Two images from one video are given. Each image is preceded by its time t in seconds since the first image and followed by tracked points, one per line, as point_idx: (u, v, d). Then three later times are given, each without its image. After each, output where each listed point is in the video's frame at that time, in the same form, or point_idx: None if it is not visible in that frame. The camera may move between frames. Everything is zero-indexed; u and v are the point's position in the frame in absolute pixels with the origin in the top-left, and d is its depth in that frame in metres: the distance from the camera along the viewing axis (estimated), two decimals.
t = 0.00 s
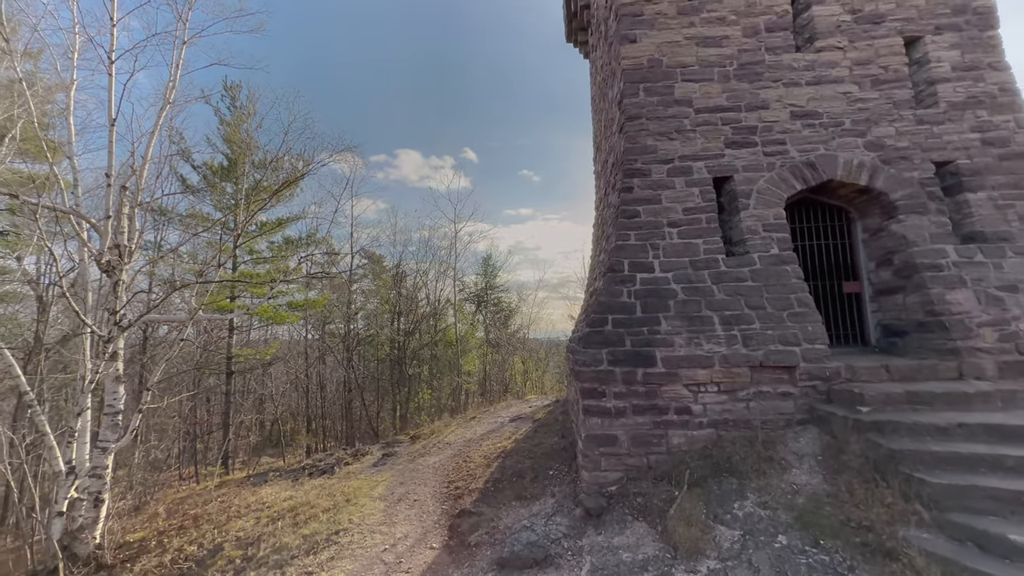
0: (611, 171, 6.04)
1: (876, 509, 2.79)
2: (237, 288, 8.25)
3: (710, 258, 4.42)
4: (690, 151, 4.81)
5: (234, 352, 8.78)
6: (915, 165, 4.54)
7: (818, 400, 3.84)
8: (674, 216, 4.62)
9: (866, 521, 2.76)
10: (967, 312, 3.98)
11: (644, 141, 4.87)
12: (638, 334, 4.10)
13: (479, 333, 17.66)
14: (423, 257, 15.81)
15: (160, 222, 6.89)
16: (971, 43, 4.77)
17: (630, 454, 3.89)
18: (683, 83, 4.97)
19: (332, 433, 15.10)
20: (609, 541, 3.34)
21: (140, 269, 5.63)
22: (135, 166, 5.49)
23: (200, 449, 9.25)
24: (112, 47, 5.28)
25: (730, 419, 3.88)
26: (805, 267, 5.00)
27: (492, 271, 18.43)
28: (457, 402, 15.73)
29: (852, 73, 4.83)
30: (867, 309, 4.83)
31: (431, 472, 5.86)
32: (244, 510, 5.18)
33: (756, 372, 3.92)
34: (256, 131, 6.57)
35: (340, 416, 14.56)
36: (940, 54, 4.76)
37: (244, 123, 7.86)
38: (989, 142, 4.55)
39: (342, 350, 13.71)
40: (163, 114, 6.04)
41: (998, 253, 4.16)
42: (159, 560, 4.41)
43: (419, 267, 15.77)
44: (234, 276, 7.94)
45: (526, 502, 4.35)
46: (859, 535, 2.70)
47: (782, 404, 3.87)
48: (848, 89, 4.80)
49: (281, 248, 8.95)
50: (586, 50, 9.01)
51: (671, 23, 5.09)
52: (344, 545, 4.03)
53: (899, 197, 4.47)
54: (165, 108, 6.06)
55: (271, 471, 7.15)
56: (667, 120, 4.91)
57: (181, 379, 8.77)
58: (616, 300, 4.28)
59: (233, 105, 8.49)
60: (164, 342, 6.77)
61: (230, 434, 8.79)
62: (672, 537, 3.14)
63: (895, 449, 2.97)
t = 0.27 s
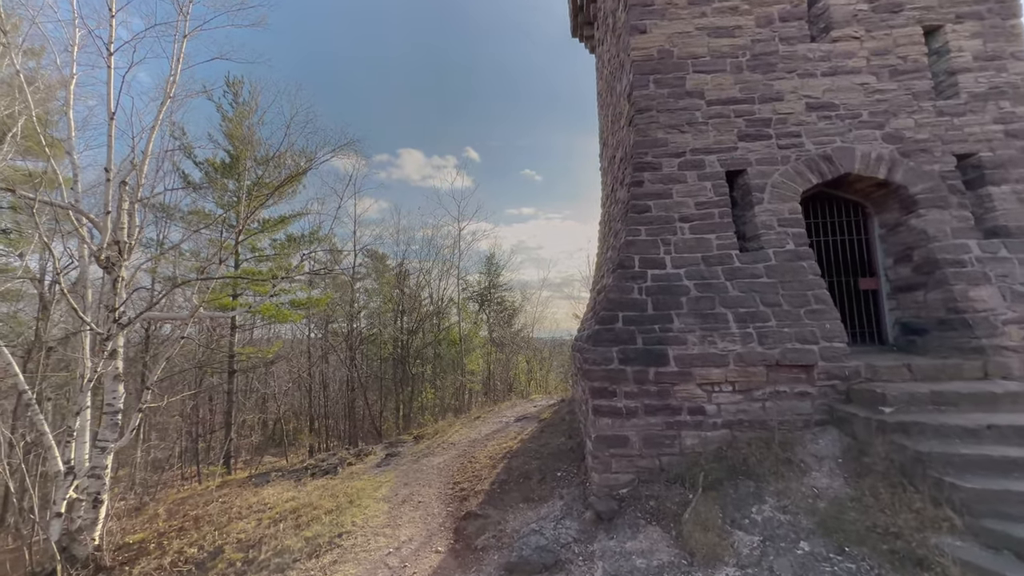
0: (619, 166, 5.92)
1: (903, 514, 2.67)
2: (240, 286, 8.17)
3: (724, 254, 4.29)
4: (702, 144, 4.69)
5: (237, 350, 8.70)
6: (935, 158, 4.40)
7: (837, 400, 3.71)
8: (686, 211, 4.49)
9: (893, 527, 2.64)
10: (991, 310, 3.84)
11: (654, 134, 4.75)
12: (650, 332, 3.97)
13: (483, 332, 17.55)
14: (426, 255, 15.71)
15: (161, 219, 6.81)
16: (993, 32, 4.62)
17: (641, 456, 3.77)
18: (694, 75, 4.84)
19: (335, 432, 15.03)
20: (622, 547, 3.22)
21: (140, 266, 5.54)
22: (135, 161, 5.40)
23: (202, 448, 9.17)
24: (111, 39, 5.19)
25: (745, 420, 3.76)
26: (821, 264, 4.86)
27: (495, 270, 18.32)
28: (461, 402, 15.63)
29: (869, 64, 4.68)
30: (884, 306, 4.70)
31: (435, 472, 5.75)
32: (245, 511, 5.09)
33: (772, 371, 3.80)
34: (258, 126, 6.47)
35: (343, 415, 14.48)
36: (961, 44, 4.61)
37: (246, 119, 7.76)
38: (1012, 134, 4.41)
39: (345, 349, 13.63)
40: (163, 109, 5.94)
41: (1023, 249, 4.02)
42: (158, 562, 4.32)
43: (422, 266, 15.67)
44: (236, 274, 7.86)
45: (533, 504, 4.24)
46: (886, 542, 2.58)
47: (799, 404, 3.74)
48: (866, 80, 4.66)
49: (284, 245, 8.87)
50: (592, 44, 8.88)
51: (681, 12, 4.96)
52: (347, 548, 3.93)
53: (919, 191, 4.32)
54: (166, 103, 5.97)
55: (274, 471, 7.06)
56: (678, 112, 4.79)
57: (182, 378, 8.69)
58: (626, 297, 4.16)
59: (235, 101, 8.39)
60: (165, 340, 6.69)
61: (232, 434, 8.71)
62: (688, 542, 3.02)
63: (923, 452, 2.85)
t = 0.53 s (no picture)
0: (620, 161, 5.81)
1: (919, 516, 2.57)
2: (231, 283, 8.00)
3: (729, 249, 4.19)
4: (705, 137, 4.58)
5: (229, 349, 8.53)
6: (943, 152, 4.32)
7: (845, 398, 3.61)
8: (690, 205, 4.39)
9: (910, 530, 2.54)
10: (1001, 306, 3.76)
11: (657, 127, 4.64)
12: (653, 329, 3.86)
13: (479, 330, 17.42)
14: (422, 253, 15.55)
15: (150, 214, 6.64)
16: (1001, 24, 4.55)
17: (645, 456, 3.66)
18: (697, 67, 4.74)
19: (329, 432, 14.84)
20: (626, 551, 3.10)
21: (127, 262, 5.38)
22: (122, 153, 5.23)
23: (193, 449, 8.99)
24: (96, 26, 5.01)
25: (751, 419, 3.66)
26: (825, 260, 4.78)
27: (492, 268, 18.18)
28: (457, 402, 15.49)
29: (875, 56, 4.60)
30: (890, 303, 4.62)
31: (432, 473, 5.62)
32: (236, 514, 4.93)
33: (779, 369, 3.70)
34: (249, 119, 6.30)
35: (338, 415, 14.31)
36: (968, 36, 4.54)
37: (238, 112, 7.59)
38: (1020, 128, 4.34)
39: (340, 348, 13.46)
40: (152, 100, 5.77)
41: None
42: (144, 567, 4.17)
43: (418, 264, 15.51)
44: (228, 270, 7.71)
45: (533, 506, 4.12)
46: (903, 546, 2.47)
47: (807, 403, 3.65)
48: (872, 73, 4.58)
49: (277, 242, 8.71)
50: (591, 39, 8.78)
51: (685, 3, 4.85)
52: (341, 553, 3.79)
53: (927, 185, 4.24)
54: (154, 94, 5.80)
55: (266, 473, 6.91)
56: (681, 105, 4.68)
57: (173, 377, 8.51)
58: (629, 293, 4.05)
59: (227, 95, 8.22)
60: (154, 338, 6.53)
61: (223, 435, 8.54)
62: (695, 546, 2.91)
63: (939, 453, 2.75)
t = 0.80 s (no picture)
0: (615, 159, 5.73)
1: (926, 522, 2.51)
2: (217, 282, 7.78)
3: (727, 249, 4.12)
4: (703, 135, 4.51)
5: (213, 350, 8.29)
6: (940, 152, 4.30)
7: (846, 400, 3.56)
8: (688, 203, 4.32)
9: (917, 536, 2.47)
10: (1000, 306, 3.74)
11: (655, 124, 4.56)
12: (652, 329, 3.78)
13: (471, 331, 17.27)
14: (413, 253, 15.36)
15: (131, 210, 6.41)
16: (996, 25, 4.54)
17: (643, 459, 3.58)
18: (695, 63, 4.67)
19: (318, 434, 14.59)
20: (625, 558, 3.01)
21: (104, 259, 5.16)
22: (99, 146, 5.01)
23: (176, 453, 8.74)
24: (72, 13, 4.79)
25: (751, 421, 3.59)
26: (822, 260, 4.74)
27: (484, 268, 18.05)
28: (448, 402, 15.33)
29: (873, 54, 4.57)
30: (887, 303, 4.60)
31: (423, 477, 5.48)
32: (219, 522, 4.75)
33: (779, 370, 3.63)
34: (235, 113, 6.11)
35: (327, 417, 14.08)
36: (964, 36, 4.53)
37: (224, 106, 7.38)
38: (1016, 128, 4.33)
39: (329, 349, 13.23)
40: (132, 91, 5.55)
41: None
42: None
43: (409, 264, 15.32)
44: (213, 269, 7.49)
45: (528, 512, 4.01)
46: (911, 552, 2.41)
47: (807, 405, 3.59)
48: (869, 72, 4.54)
49: (265, 240, 8.50)
50: (585, 37, 8.70)
51: None
52: (329, 563, 3.64)
53: (925, 185, 4.22)
54: (135, 85, 5.58)
55: (252, 477, 6.71)
56: (678, 101, 4.61)
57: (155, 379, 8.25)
58: (627, 292, 3.97)
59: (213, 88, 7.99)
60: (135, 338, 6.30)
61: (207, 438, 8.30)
62: (697, 553, 2.82)
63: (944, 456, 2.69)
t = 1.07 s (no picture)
0: (612, 155, 5.64)
1: (936, 525, 2.44)
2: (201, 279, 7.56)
3: (727, 246, 4.04)
4: (702, 130, 4.43)
5: (197, 349, 8.05)
6: (939, 149, 4.27)
7: (847, 399, 3.50)
8: (687, 199, 4.23)
9: (927, 540, 2.40)
10: (1000, 305, 3.71)
11: (653, 118, 4.47)
12: (651, 328, 3.68)
13: (462, 330, 17.10)
14: (403, 251, 15.16)
15: (110, 204, 6.17)
16: (994, 23, 4.53)
17: (642, 461, 3.48)
18: (694, 57, 4.59)
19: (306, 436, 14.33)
20: (625, 564, 2.91)
21: (79, 254, 4.93)
22: (75, 136, 4.78)
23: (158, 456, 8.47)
24: None
25: (752, 422, 3.51)
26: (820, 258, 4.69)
27: (476, 267, 17.90)
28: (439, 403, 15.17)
29: (872, 51, 4.53)
30: (885, 302, 4.56)
31: (414, 480, 5.33)
32: (200, 528, 4.56)
33: (781, 369, 3.55)
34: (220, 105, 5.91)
35: (315, 418, 13.82)
36: (962, 33, 4.50)
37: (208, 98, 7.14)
38: (1013, 126, 4.32)
39: (318, 348, 12.99)
40: (111, 79, 5.32)
41: None
42: None
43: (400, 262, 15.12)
44: (196, 266, 7.25)
45: (523, 515, 3.90)
46: (922, 557, 2.33)
47: (808, 405, 3.51)
48: (868, 68, 4.50)
49: (251, 237, 8.27)
50: (580, 33, 8.61)
51: None
52: (315, 571, 3.48)
53: (924, 182, 4.18)
54: (114, 73, 5.35)
55: (236, 480, 6.50)
56: (677, 96, 4.52)
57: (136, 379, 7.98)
58: (625, 290, 3.87)
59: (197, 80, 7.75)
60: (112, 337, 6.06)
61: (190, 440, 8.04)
62: (700, 559, 2.72)
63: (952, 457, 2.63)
